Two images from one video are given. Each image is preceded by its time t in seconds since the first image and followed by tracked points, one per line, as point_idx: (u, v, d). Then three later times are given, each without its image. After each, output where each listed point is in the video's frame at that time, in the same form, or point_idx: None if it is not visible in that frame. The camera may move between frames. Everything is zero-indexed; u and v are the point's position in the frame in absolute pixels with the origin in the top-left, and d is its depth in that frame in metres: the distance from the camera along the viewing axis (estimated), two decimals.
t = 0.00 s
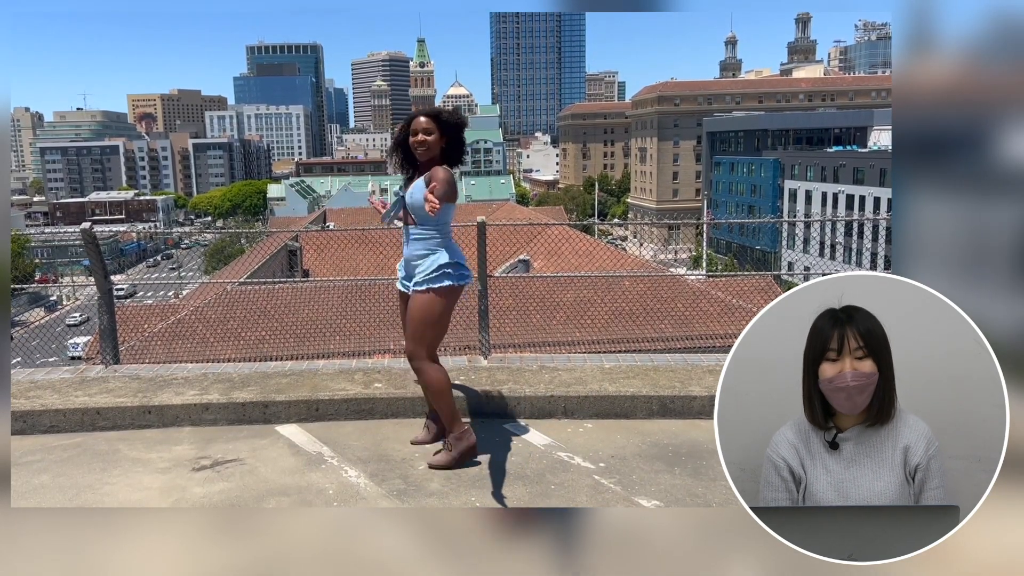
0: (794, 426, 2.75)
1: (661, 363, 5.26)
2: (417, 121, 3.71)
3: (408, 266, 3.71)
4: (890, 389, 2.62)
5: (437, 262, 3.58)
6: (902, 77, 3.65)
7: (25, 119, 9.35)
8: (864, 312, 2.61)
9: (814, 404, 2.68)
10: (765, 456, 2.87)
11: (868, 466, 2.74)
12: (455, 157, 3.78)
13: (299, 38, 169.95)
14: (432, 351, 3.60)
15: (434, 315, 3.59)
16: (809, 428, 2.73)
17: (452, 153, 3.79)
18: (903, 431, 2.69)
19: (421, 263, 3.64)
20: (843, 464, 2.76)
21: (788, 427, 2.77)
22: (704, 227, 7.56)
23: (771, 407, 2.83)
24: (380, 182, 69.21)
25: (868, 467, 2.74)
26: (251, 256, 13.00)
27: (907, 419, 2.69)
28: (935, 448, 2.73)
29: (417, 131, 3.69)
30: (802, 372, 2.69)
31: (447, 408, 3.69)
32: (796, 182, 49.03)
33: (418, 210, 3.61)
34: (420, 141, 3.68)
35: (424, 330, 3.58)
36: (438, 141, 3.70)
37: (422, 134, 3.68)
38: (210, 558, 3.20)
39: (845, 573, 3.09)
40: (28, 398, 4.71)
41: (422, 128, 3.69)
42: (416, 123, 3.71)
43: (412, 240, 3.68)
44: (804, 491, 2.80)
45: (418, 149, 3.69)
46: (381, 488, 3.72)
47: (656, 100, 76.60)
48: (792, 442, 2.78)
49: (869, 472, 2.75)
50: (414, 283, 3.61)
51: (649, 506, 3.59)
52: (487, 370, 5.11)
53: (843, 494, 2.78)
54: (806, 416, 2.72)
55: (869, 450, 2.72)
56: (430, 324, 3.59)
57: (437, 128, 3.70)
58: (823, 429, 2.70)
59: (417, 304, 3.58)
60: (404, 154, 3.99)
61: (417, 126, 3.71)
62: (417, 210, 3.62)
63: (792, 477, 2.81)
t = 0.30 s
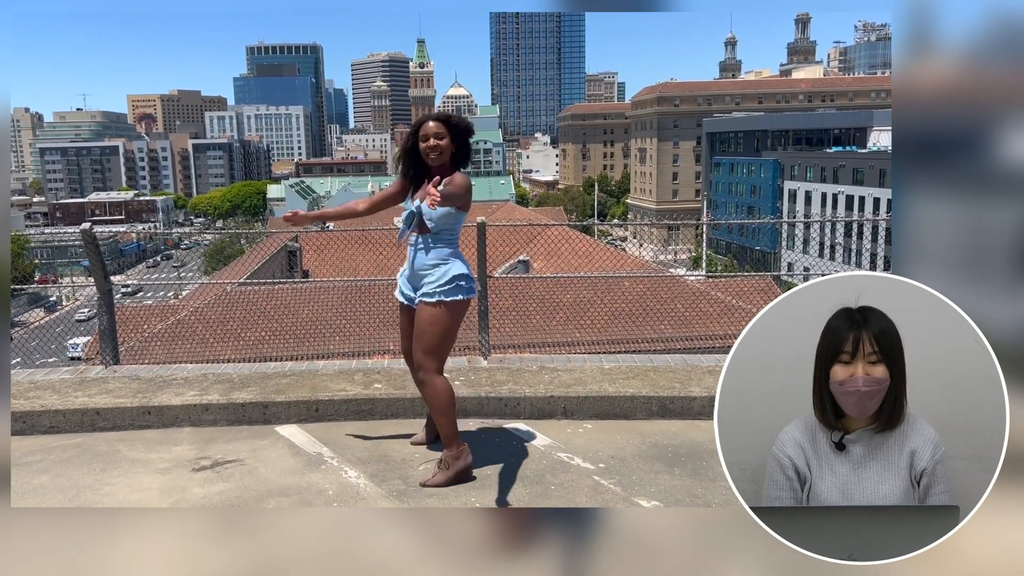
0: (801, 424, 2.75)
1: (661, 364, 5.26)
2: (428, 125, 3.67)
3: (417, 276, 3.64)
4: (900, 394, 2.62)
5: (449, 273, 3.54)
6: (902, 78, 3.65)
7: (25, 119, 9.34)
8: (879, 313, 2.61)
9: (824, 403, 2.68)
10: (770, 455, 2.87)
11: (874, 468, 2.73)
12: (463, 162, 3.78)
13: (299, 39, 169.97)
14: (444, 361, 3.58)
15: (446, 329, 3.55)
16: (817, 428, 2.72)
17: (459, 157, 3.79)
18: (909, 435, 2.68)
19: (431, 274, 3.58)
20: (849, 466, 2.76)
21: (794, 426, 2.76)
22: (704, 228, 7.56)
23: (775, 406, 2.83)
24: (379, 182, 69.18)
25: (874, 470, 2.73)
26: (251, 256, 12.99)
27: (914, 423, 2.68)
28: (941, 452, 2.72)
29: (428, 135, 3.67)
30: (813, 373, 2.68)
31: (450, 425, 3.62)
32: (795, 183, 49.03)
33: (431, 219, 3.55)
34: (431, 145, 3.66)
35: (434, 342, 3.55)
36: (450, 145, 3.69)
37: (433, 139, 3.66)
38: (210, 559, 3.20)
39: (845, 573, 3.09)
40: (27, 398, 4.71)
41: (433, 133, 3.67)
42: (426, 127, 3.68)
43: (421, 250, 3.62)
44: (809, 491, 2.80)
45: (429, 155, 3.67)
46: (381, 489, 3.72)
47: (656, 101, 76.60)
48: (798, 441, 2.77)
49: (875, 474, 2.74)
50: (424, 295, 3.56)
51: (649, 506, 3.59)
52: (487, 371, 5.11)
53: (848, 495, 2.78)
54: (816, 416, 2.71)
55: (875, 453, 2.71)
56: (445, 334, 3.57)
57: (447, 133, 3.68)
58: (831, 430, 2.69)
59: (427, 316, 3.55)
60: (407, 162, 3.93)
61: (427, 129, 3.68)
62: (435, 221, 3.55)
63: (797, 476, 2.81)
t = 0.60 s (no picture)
0: (804, 425, 2.73)
1: (660, 364, 5.26)
2: (432, 154, 3.60)
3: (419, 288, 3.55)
4: (905, 399, 2.61)
5: (457, 279, 3.55)
6: (902, 78, 3.65)
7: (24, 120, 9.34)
8: (887, 314, 2.61)
9: (830, 407, 2.65)
10: (772, 455, 2.86)
11: (876, 470, 2.73)
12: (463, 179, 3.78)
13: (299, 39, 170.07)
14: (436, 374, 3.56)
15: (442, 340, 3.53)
16: (821, 428, 2.70)
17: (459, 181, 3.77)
18: (912, 437, 2.68)
19: (439, 283, 3.52)
20: (852, 467, 2.75)
21: (797, 425, 2.75)
22: (704, 229, 7.56)
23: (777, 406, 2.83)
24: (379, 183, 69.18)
25: (876, 472, 2.73)
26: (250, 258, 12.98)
27: (916, 425, 2.68)
28: (943, 454, 2.72)
29: (432, 164, 3.60)
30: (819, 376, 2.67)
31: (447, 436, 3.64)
32: (795, 184, 49.01)
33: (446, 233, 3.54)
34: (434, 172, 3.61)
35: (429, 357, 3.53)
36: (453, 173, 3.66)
37: (438, 169, 3.60)
38: (209, 559, 3.20)
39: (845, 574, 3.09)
40: (27, 399, 4.72)
41: (437, 161, 3.61)
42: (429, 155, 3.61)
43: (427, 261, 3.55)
44: (811, 491, 2.79)
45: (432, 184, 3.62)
46: (381, 490, 3.72)
47: (656, 102, 76.59)
48: (800, 441, 2.75)
49: (877, 476, 2.74)
50: (433, 305, 3.52)
51: (648, 507, 3.59)
52: (486, 372, 5.11)
53: (850, 497, 2.77)
54: (820, 416, 2.70)
55: (878, 454, 2.71)
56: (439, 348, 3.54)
57: (450, 161, 3.64)
58: (835, 431, 2.68)
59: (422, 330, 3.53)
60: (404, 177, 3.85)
61: (430, 157, 3.61)
62: (448, 234, 3.55)
63: (798, 476, 2.79)
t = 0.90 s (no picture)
0: (802, 425, 2.75)
1: (660, 364, 5.27)
2: (424, 127, 3.68)
3: (403, 276, 3.60)
4: (900, 395, 2.62)
5: (436, 269, 3.52)
6: (901, 79, 3.66)
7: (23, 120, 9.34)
8: (880, 312, 2.61)
9: (825, 403, 2.67)
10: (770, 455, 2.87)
11: (874, 468, 2.74)
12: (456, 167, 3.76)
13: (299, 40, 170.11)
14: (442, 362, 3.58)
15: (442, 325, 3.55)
16: (818, 428, 2.72)
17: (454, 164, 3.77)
18: (910, 435, 2.68)
19: (417, 271, 3.55)
20: (849, 465, 2.76)
21: (795, 425, 2.77)
22: (704, 229, 7.56)
23: (775, 405, 2.85)
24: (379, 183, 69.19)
25: (873, 470, 2.74)
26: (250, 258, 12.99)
27: (914, 423, 2.68)
28: (942, 452, 2.72)
29: (423, 136, 3.68)
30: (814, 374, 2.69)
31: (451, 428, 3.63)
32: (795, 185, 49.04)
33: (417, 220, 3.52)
34: (423, 144, 3.67)
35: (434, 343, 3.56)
36: (443, 150, 3.68)
37: (427, 141, 3.67)
38: (209, 559, 3.20)
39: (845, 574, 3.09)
40: (27, 399, 4.73)
41: (428, 134, 3.67)
42: (421, 127, 3.69)
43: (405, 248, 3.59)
44: (808, 490, 2.81)
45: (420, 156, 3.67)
46: (380, 490, 3.72)
47: (655, 102, 76.59)
48: (798, 441, 2.78)
49: (875, 474, 2.75)
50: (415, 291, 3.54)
51: (648, 507, 3.59)
52: (486, 372, 5.12)
53: (848, 495, 2.78)
54: (816, 415, 2.72)
55: (875, 452, 2.72)
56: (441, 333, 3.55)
57: (442, 137, 3.68)
58: (832, 429, 2.70)
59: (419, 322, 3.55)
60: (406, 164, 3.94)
61: (422, 129, 3.69)
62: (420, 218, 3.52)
63: (796, 476, 2.81)
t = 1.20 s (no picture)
0: (799, 425, 2.76)
1: (660, 365, 5.27)
2: (412, 129, 3.73)
3: (402, 272, 3.68)
4: (896, 395, 2.63)
5: (440, 270, 3.64)
6: (900, 79, 3.67)
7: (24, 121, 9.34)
8: (874, 313, 2.63)
9: (820, 404, 2.69)
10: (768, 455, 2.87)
11: (872, 468, 2.74)
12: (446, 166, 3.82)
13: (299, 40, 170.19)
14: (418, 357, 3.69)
15: (417, 327, 3.62)
16: (815, 428, 2.73)
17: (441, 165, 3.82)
18: (908, 435, 2.69)
19: (419, 270, 3.65)
20: (847, 465, 2.77)
21: (792, 426, 2.77)
22: (704, 229, 7.56)
23: (773, 406, 2.84)
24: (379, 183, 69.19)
25: (871, 470, 2.75)
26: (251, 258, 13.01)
27: (911, 422, 2.68)
28: (939, 451, 2.73)
29: (412, 138, 3.73)
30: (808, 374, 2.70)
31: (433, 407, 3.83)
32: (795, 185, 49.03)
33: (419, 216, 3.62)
34: (413, 145, 3.73)
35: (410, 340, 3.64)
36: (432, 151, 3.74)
37: (418, 143, 3.72)
38: (209, 559, 3.20)
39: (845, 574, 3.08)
40: (27, 399, 4.73)
41: (417, 135, 3.72)
42: (409, 129, 3.75)
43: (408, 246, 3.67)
44: (806, 491, 2.81)
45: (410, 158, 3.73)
46: (380, 490, 3.72)
47: (655, 102, 76.60)
48: (795, 441, 2.78)
49: (872, 473, 2.75)
50: (417, 288, 3.62)
51: (648, 507, 3.59)
52: (485, 372, 5.12)
53: (845, 494, 2.79)
54: (812, 416, 2.72)
55: (872, 452, 2.72)
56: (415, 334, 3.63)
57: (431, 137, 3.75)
58: (828, 430, 2.71)
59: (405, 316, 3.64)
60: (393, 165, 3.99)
61: (409, 131, 3.75)
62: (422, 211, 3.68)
63: (794, 477, 2.81)
